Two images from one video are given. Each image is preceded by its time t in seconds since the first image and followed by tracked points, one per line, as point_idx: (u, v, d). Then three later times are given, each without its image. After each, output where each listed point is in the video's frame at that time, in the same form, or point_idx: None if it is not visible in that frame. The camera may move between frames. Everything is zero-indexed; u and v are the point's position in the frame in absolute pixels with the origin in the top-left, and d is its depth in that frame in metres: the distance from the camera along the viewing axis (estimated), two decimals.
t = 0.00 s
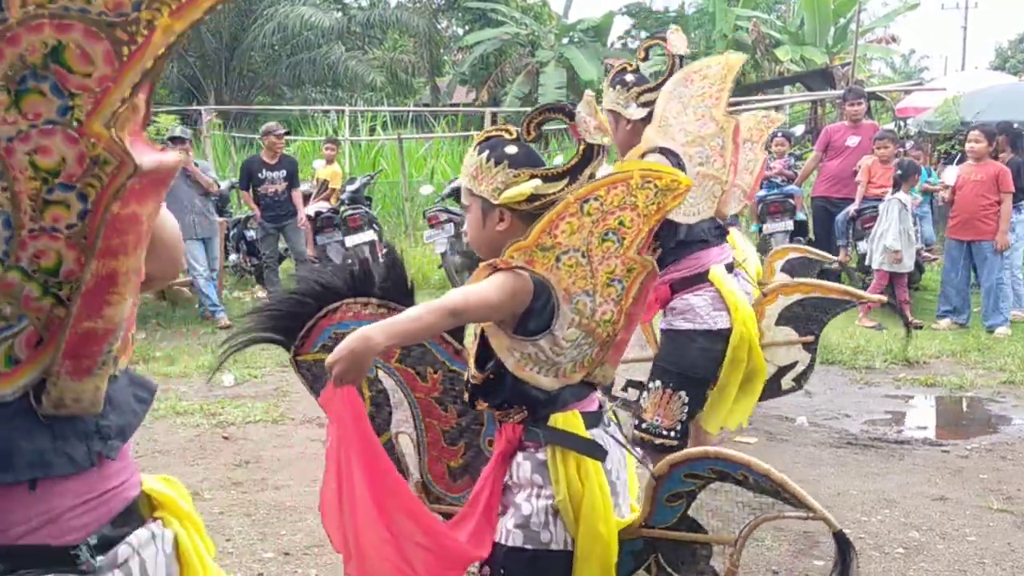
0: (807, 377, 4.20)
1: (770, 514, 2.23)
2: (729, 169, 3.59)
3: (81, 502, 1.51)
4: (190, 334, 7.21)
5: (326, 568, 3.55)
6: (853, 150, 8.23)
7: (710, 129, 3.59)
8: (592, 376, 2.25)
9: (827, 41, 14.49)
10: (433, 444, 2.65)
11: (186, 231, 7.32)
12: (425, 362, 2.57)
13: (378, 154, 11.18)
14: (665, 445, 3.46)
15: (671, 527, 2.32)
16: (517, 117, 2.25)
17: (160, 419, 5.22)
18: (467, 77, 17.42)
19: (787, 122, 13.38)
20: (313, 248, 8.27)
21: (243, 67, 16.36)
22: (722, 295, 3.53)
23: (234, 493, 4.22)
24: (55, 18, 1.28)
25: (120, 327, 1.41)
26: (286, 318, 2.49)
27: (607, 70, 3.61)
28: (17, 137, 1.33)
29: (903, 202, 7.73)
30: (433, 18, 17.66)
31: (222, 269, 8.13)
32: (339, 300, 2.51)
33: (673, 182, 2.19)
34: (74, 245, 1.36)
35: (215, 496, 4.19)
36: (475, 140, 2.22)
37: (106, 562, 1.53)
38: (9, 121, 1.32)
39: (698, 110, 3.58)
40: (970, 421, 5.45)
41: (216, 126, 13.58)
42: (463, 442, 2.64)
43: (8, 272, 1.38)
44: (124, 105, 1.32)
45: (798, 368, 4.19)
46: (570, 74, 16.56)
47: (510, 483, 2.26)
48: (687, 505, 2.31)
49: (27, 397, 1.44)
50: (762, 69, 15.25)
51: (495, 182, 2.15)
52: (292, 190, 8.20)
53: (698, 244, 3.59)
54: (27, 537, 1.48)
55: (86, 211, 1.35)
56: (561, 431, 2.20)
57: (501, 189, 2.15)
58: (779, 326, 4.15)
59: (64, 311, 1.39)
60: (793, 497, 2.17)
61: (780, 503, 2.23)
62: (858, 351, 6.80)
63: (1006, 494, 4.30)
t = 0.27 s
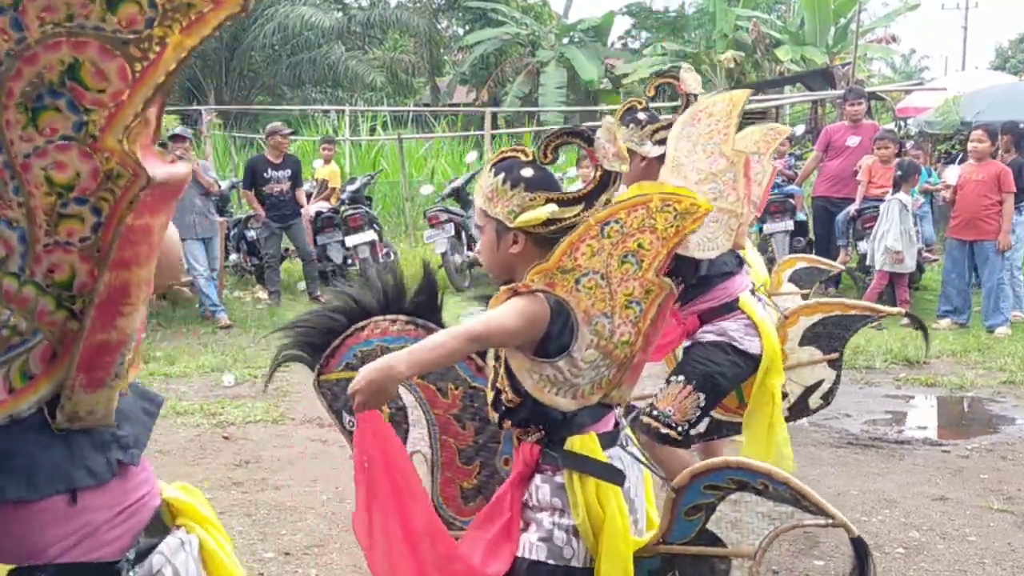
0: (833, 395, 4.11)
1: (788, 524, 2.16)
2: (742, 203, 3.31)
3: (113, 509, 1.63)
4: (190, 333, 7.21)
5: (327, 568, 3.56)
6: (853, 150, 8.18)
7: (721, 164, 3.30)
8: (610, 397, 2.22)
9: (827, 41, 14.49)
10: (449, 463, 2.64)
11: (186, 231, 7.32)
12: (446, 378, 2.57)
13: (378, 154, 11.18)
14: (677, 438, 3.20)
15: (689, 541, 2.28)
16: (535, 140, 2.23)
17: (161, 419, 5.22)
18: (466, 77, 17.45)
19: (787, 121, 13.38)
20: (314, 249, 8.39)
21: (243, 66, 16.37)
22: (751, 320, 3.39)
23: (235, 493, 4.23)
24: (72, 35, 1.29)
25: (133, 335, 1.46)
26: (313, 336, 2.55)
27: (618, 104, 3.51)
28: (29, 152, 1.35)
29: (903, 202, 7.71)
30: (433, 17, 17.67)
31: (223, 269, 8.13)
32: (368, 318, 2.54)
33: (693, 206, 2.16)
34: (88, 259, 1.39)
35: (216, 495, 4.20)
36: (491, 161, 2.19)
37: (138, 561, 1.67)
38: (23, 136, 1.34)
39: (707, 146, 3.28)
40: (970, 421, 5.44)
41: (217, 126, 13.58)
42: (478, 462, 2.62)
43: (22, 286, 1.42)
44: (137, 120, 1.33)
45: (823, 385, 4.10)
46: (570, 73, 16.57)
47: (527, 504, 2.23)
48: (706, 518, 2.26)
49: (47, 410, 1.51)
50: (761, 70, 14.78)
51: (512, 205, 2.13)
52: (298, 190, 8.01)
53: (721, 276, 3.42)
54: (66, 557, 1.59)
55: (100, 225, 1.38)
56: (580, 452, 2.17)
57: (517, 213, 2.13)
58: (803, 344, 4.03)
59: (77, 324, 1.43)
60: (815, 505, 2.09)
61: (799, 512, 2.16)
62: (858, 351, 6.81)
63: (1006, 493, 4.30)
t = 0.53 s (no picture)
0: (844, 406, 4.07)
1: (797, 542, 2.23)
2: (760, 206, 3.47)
3: None
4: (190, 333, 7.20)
5: (327, 568, 3.55)
6: (853, 150, 8.16)
7: (740, 168, 3.51)
8: (620, 400, 2.20)
9: (827, 41, 14.48)
10: (460, 464, 2.68)
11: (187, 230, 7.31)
12: (451, 381, 2.56)
13: (378, 154, 11.17)
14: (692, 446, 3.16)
15: (697, 553, 2.33)
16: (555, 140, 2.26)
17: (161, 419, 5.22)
18: (467, 77, 17.45)
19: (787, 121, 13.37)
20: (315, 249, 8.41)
21: (244, 66, 16.37)
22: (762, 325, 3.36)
23: (235, 493, 4.22)
24: (106, 155, 1.30)
25: (173, 437, 1.43)
26: (317, 336, 2.59)
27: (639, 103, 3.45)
28: (68, 270, 1.34)
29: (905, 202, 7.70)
30: (433, 17, 17.67)
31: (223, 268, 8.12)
32: (370, 319, 2.55)
33: (709, 212, 2.18)
34: (129, 366, 1.37)
35: (216, 495, 4.19)
36: (512, 160, 2.22)
37: None
38: (63, 255, 1.33)
39: (727, 150, 3.48)
40: (971, 421, 5.44)
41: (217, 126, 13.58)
42: (487, 464, 2.65)
43: (68, 398, 1.37)
44: (171, 232, 1.35)
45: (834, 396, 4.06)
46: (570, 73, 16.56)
47: (539, 506, 2.25)
48: (714, 531, 2.31)
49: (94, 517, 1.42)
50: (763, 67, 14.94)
51: (528, 203, 2.14)
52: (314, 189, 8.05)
53: (734, 280, 3.40)
54: None
55: (140, 334, 1.36)
56: (593, 455, 2.19)
57: (532, 211, 2.14)
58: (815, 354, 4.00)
59: (122, 430, 1.40)
60: (823, 525, 2.13)
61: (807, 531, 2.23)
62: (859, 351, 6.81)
63: (1007, 493, 4.29)
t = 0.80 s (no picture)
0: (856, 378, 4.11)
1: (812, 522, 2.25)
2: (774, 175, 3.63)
3: None
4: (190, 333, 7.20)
5: (327, 568, 3.55)
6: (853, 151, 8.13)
7: (755, 137, 3.66)
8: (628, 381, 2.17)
9: (827, 41, 14.48)
10: (473, 443, 2.68)
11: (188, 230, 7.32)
12: (468, 361, 2.59)
13: (378, 154, 11.16)
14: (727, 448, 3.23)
15: (709, 534, 2.34)
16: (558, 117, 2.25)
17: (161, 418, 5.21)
18: (467, 77, 17.47)
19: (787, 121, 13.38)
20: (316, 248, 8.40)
21: (244, 66, 16.34)
22: (768, 299, 3.41)
23: (236, 493, 4.23)
24: (162, 217, 1.28)
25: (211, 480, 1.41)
26: (340, 313, 2.61)
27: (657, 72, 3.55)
28: (118, 321, 1.30)
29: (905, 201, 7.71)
30: (433, 17, 17.67)
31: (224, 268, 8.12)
32: (391, 298, 2.56)
33: (712, 185, 2.17)
34: (173, 414, 1.35)
35: (216, 495, 4.19)
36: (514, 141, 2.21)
37: None
38: (112, 307, 1.29)
39: (743, 118, 3.66)
40: (971, 421, 5.44)
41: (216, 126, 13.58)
42: (500, 444, 2.64)
43: (112, 442, 1.33)
44: (221, 287, 1.33)
45: (847, 369, 4.11)
46: (571, 73, 16.57)
47: (553, 493, 2.23)
48: (726, 512, 2.32)
49: (130, 554, 1.40)
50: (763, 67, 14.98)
51: (531, 185, 2.13)
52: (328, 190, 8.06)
53: (745, 252, 3.45)
54: None
55: (186, 382, 1.34)
56: (603, 441, 2.16)
57: (536, 193, 2.12)
58: (826, 326, 4.06)
59: (162, 473, 1.36)
60: (837, 504, 2.19)
61: (821, 511, 2.26)
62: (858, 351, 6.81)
63: (1007, 493, 4.29)
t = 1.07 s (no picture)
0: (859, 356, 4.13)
1: (832, 497, 2.24)
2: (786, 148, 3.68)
3: None
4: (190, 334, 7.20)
5: (327, 568, 3.55)
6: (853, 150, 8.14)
7: (768, 110, 3.71)
8: (656, 353, 2.20)
9: (827, 41, 14.48)
10: (489, 426, 2.66)
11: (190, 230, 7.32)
12: (484, 342, 2.57)
13: (379, 154, 11.17)
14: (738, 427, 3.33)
15: (727, 510, 2.34)
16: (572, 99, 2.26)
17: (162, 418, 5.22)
18: (467, 77, 17.47)
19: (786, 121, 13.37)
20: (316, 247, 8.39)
21: (244, 67, 16.35)
22: (778, 275, 3.45)
23: (236, 493, 4.23)
24: (139, 163, 1.03)
25: (183, 453, 1.12)
26: (353, 298, 2.61)
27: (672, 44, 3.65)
28: (89, 275, 1.05)
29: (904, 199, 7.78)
30: (433, 17, 17.68)
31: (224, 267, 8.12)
32: (406, 281, 2.57)
33: (736, 155, 2.21)
34: (143, 380, 1.09)
35: (217, 495, 4.19)
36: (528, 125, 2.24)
37: None
38: (80, 259, 1.05)
39: (758, 91, 3.70)
40: (971, 421, 5.45)
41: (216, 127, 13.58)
42: (517, 424, 2.64)
43: (73, 405, 1.09)
44: (204, 247, 1.08)
45: (850, 345, 4.13)
46: (571, 73, 16.57)
47: (580, 466, 2.24)
48: (745, 488, 2.31)
49: (85, 526, 1.15)
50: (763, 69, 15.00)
51: (552, 167, 2.15)
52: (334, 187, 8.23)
53: (755, 228, 3.50)
54: None
55: (158, 347, 1.09)
56: (630, 412, 2.19)
57: (557, 174, 2.15)
58: (830, 303, 4.07)
59: (127, 443, 1.11)
60: (856, 478, 2.15)
61: (840, 486, 2.24)
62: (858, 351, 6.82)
63: (1008, 494, 4.30)
